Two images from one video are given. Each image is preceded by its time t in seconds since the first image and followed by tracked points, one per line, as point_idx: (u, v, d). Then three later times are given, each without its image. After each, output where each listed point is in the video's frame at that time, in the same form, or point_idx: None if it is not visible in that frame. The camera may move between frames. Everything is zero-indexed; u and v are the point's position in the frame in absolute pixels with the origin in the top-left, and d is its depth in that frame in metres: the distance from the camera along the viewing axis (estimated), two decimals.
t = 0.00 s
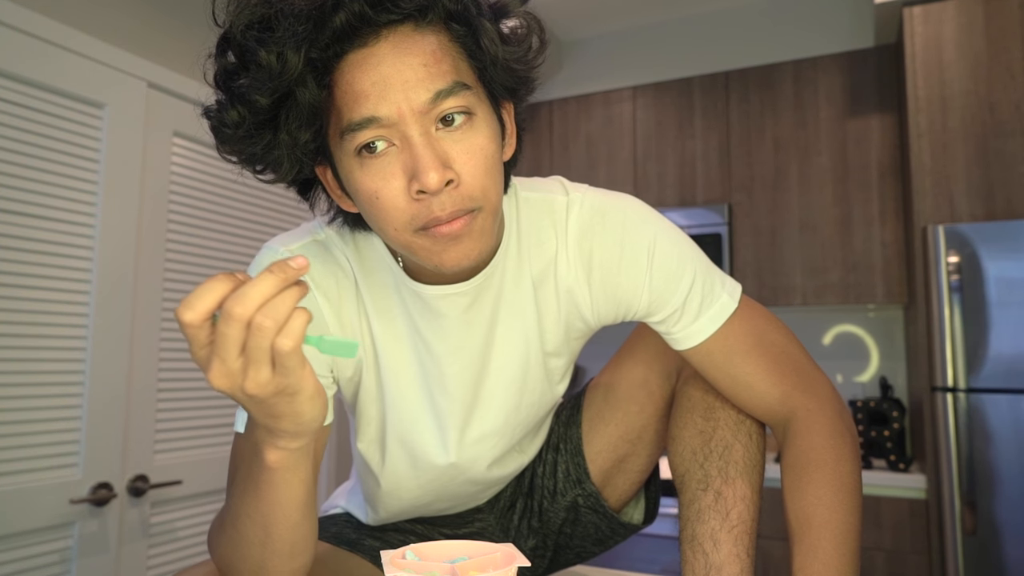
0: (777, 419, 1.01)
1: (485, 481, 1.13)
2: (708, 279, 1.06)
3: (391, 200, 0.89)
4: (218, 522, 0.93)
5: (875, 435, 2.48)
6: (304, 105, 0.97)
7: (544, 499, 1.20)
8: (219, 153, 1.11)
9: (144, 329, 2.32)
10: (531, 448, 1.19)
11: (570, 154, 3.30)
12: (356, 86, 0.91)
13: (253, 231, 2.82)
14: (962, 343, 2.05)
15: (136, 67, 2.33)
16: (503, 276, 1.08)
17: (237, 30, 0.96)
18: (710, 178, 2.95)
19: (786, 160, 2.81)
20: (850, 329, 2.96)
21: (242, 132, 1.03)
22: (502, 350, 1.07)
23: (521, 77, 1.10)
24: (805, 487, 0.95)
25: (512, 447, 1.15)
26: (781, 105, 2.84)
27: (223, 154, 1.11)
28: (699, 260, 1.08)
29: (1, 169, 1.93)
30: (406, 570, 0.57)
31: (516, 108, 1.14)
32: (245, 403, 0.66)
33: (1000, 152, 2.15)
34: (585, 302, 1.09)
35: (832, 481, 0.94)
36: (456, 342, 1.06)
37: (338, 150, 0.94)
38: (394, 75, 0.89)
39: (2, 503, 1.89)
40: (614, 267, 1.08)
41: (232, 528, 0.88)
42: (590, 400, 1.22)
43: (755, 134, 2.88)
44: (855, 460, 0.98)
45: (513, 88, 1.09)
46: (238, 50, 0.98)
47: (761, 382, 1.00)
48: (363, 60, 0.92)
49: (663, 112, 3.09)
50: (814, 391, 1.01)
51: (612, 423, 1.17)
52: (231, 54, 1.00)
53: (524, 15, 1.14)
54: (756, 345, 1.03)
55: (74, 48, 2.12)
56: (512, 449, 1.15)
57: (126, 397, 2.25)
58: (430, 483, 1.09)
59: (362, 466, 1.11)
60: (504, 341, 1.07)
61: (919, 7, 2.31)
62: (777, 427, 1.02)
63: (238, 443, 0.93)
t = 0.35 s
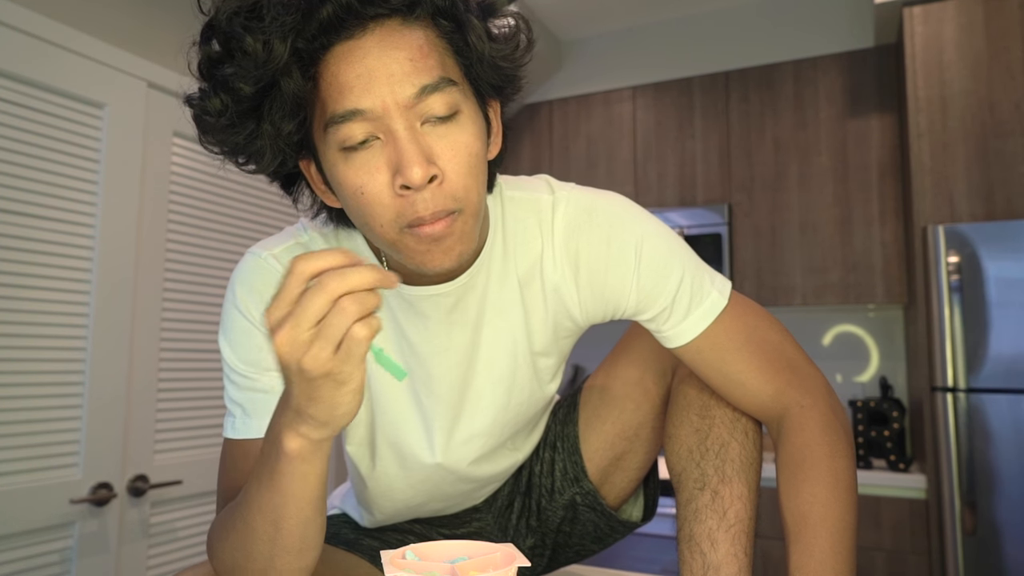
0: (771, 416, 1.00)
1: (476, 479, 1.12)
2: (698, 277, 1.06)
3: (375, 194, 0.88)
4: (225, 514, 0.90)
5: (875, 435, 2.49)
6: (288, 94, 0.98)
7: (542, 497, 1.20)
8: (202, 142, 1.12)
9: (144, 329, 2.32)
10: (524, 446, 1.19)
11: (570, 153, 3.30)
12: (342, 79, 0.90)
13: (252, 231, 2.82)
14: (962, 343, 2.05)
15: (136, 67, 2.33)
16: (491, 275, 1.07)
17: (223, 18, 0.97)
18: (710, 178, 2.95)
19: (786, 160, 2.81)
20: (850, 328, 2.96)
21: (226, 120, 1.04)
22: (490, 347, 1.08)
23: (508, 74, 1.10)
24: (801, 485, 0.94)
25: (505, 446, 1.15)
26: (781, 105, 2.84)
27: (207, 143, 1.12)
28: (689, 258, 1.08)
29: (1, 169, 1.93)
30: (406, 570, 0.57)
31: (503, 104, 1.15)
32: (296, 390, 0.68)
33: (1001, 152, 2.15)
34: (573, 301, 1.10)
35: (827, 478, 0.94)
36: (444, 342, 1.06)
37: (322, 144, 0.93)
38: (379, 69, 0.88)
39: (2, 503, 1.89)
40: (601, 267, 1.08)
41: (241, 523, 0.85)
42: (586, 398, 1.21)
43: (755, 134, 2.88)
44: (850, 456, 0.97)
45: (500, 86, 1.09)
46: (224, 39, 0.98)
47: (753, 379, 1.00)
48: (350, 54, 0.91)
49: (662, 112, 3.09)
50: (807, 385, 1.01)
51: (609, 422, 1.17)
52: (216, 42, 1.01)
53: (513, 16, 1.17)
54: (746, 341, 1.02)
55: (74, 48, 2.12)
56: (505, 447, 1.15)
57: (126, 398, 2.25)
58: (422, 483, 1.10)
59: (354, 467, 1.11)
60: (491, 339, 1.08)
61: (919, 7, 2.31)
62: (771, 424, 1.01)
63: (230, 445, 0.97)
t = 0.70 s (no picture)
0: (768, 416, 1.00)
1: (474, 479, 1.12)
2: (692, 275, 1.06)
3: (360, 202, 0.89)
4: (240, 494, 0.88)
5: (875, 435, 2.49)
6: (267, 108, 0.99)
7: (541, 497, 1.20)
8: (190, 155, 1.13)
9: (144, 328, 2.32)
10: (523, 446, 1.19)
11: (569, 153, 3.30)
12: (322, 88, 0.90)
13: (252, 231, 2.82)
14: (962, 343, 2.05)
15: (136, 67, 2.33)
16: (486, 276, 1.07)
17: (199, 35, 0.98)
18: (710, 178, 2.95)
19: (786, 160, 2.81)
20: (850, 328, 2.96)
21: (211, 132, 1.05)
22: (484, 349, 1.07)
23: (492, 78, 1.08)
24: (798, 484, 0.94)
25: (503, 445, 1.15)
26: (781, 105, 2.84)
27: (195, 155, 1.13)
28: (681, 256, 1.08)
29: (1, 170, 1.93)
30: (406, 570, 0.57)
31: (491, 107, 1.13)
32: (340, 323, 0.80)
33: (1001, 152, 2.15)
34: (568, 301, 1.10)
35: (824, 478, 0.93)
36: (438, 343, 1.06)
37: (307, 152, 0.94)
38: (357, 78, 0.87)
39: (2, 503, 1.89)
40: (596, 266, 1.08)
41: (258, 491, 0.85)
42: (586, 397, 1.21)
43: (755, 134, 2.88)
44: (846, 455, 0.97)
45: (485, 89, 1.08)
46: (204, 54, 0.99)
47: (749, 378, 1.00)
48: (328, 63, 0.90)
49: (662, 112, 3.09)
50: (804, 384, 1.01)
51: (609, 421, 1.17)
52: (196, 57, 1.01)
53: (495, 23, 1.12)
54: (742, 340, 1.02)
55: (74, 48, 2.12)
56: (502, 446, 1.15)
57: (126, 398, 2.25)
58: (421, 483, 1.10)
59: (353, 468, 1.12)
60: (486, 341, 1.07)
61: (919, 7, 2.31)
62: (769, 423, 1.01)
63: (226, 443, 0.96)
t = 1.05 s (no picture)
0: (768, 416, 1.00)
1: (475, 479, 1.12)
2: (694, 276, 1.06)
3: (358, 203, 0.89)
4: (240, 495, 0.88)
5: (875, 435, 2.49)
6: (265, 110, 0.99)
7: (542, 497, 1.20)
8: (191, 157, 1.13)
9: (144, 328, 2.32)
10: (524, 446, 1.19)
11: (569, 153, 3.30)
12: (320, 90, 0.90)
13: (252, 231, 2.82)
14: (963, 343, 2.05)
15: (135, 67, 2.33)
16: (488, 276, 1.07)
17: (198, 37, 0.97)
18: (710, 178, 2.95)
19: (786, 160, 2.81)
20: (850, 328, 2.96)
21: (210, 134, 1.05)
22: (486, 349, 1.07)
23: (492, 80, 1.07)
24: (798, 484, 0.94)
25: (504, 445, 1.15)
26: (781, 105, 2.85)
27: (195, 157, 1.13)
28: (682, 256, 1.08)
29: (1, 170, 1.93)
30: (407, 570, 0.57)
31: (492, 109, 1.13)
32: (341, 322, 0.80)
33: (1001, 152, 2.15)
34: (570, 301, 1.10)
35: (824, 478, 0.93)
36: (439, 344, 1.06)
37: (306, 153, 0.94)
38: (356, 80, 0.88)
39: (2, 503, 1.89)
40: (597, 267, 1.08)
41: (258, 490, 0.85)
42: (586, 397, 1.21)
43: (755, 134, 2.88)
44: (847, 455, 0.97)
45: (486, 91, 1.07)
46: (202, 57, 0.99)
47: (751, 378, 1.00)
48: (327, 66, 0.90)
49: (662, 112, 3.09)
50: (804, 385, 1.01)
51: (609, 422, 1.17)
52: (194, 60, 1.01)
53: (495, 23, 1.11)
54: (743, 341, 1.02)
55: (74, 48, 2.12)
56: (503, 446, 1.15)
57: (126, 398, 2.25)
58: (422, 483, 1.09)
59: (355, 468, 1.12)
60: (488, 341, 1.07)
61: (919, 7, 2.31)
62: (770, 424, 1.01)
63: (229, 442, 0.96)
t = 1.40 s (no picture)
0: (768, 416, 1.00)
1: (476, 479, 1.12)
2: (693, 276, 1.06)
3: (358, 202, 0.89)
4: (240, 496, 0.89)
5: (875, 435, 2.49)
6: (265, 109, 0.98)
7: (542, 497, 1.20)
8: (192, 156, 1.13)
9: (144, 328, 2.32)
10: (524, 446, 1.19)
11: (570, 154, 3.30)
12: (321, 89, 0.90)
13: (252, 231, 2.82)
14: (962, 342, 2.05)
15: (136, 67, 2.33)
16: (487, 276, 1.07)
17: (199, 36, 0.97)
18: (710, 178, 2.95)
19: (786, 160, 2.81)
20: (851, 329, 2.96)
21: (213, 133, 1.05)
22: (486, 349, 1.07)
23: (493, 80, 1.07)
24: (798, 484, 0.94)
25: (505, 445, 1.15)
26: (781, 105, 2.85)
27: (196, 157, 1.13)
28: (682, 256, 1.08)
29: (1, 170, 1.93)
30: (406, 570, 0.57)
31: (492, 109, 1.13)
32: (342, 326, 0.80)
33: (1001, 151, 2.15)
34: (570, 301, 1.10)
35: (824, 477, 0.93)
36: (439, 344, 1.05)
37: (307, 152, 0.93)
38: (356, 80, 0.87)
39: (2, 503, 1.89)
40: (598, 267, 1.08)
41: (258, 491, 0.85)
42: (586, 398, 1.22)
43: (755, 134, 2.88)
44: (847, 455, 0.97)
45: (487, 91, 1.07)
46: (205, 57, 0.99)
47: (751, 378, 1.00)
48: (329, 64, 0.90)
49: (662, 112, 3.09)
50: (804, 386, 1.01)
51: (608, 422, 1.17)
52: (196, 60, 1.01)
53: (495, 23, 1.11)
54: (744, 342, 1.02)
55: (74, 48, 2.12)
56: (504, 446, 1.15)
57: (126, 398, 2.25)
58: (422, 482, 1.10)
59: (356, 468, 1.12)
60: (488, 341, 1.07)
61: (919, 7, 2.32)
62: (769, 424, 1.01)
63: (230, 442, 0.96)
